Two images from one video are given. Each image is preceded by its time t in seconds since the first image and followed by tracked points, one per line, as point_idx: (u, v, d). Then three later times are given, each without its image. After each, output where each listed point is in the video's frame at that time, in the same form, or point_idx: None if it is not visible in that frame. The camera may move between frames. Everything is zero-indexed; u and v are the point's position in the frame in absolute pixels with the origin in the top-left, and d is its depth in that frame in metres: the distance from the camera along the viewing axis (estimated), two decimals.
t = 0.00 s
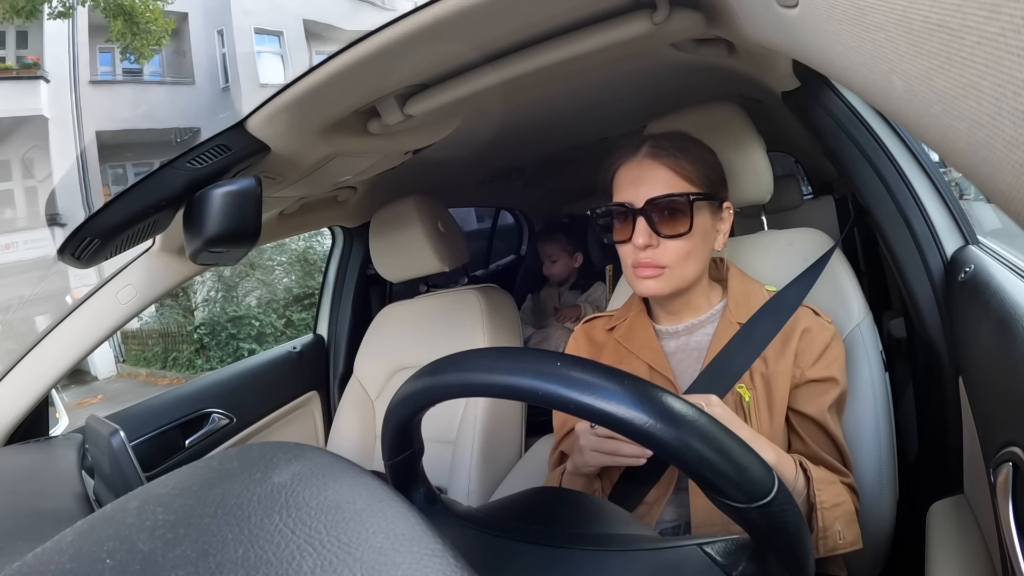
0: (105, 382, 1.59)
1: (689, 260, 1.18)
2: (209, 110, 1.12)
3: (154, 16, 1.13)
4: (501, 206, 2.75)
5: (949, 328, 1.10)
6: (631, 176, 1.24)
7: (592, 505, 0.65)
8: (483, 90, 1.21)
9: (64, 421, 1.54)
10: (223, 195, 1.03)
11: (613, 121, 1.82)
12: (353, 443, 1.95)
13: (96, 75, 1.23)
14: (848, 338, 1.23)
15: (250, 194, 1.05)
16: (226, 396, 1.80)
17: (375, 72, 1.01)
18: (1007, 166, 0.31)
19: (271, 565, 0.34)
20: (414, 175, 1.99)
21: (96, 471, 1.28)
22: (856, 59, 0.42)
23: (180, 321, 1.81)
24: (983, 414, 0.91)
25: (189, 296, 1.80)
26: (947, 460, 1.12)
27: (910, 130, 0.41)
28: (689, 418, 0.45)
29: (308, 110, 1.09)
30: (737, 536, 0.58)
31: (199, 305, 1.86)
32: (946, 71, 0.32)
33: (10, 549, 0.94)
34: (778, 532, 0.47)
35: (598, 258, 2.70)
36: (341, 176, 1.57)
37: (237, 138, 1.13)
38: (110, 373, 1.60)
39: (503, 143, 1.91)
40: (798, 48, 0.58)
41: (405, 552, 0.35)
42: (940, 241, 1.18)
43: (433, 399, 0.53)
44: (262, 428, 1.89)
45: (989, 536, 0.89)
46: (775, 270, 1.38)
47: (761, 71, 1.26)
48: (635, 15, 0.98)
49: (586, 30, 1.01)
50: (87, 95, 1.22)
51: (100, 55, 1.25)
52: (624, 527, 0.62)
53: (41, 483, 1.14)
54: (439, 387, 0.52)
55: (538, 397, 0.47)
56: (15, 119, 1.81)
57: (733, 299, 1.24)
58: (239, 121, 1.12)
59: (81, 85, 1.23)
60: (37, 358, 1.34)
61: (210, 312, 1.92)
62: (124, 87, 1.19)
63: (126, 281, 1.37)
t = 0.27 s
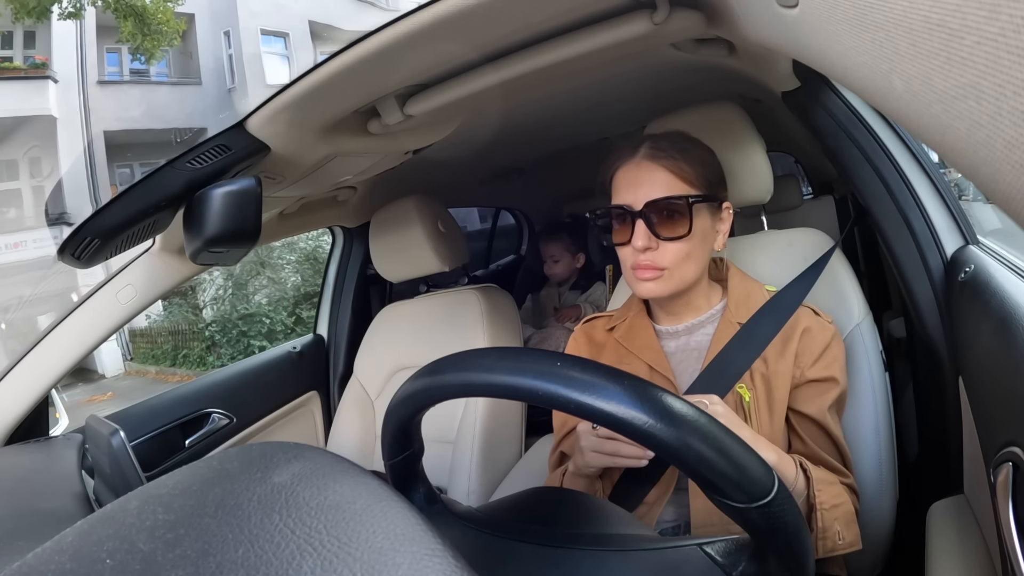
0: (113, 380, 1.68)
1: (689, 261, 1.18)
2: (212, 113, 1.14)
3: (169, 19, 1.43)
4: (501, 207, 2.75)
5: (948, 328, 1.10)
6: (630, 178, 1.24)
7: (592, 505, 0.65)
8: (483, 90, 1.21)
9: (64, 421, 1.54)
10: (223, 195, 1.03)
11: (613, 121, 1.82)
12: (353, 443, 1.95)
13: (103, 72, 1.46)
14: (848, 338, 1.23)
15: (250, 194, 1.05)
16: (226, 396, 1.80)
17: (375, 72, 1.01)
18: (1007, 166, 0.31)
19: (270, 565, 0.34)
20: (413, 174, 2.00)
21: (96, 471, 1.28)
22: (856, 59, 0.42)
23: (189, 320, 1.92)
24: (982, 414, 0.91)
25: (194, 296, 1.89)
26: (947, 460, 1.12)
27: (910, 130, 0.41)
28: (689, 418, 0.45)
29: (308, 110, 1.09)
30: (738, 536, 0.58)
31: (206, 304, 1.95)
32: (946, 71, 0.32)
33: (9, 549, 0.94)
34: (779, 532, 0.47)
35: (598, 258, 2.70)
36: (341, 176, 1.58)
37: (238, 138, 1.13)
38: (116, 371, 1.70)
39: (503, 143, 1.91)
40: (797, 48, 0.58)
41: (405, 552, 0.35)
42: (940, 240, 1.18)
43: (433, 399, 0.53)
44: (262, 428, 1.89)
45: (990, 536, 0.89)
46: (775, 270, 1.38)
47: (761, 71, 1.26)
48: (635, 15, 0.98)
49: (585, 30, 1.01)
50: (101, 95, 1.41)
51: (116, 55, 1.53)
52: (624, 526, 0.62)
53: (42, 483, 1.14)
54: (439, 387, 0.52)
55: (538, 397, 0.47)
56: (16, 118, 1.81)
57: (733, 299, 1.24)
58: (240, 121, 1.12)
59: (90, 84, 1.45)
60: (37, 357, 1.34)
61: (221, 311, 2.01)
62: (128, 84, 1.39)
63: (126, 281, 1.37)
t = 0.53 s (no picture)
0: (123, 378, 1.72)
1: (689, 268, 1.18)
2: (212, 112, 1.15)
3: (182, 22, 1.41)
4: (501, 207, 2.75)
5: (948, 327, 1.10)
6: (631, 183, 1.23)
7: (592, 505, 0.65)
8: (483, 90, 1.21)
9: (64, 422, 1.54)
10: (223, 195, 1.03)
11: (613, 121, 1.82)
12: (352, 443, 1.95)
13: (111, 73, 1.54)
14: (848, 338, 1.23)
15: (251, 194, 1.05)
16: (226, 396, 1.80)
17: (375, 72, 1.01)
18: (1007, 165, 0.31)
19: (270, 565, 0.34)
20: (413, 175, 2.00)
21: (96, 471, 1.28)
22: (857, 60, 0.42)
23: (200, 319, 2.03)
24: (982, 414, 0.91)
25: (201, 296, 2.00)
26: (947, 460, 1.12)
27: (910, 130, 0.41)
28: (689, 417, 0.45)
29: (308, 111, 1.09)
30: (738, 536, 0.58)
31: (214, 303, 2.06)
32: (946, 71, 0.32)
33: (9, 549, 0.94)
34: (778, 531, 0.47)
35: (598, 258, 2.70)
36: (341, 176, 1.57)
37: (238, 138, 1.13)
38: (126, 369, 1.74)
39: (503, 143, 1.91)
40: (797, 48, 0.58)
41: (405, 552, 0.35)
42: (940, 240, 1.18)
43: (433, 399, 0.53)
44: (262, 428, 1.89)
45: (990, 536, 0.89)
46: (774, 270, 1.38)
47: (761, 71, 1.26)
48: (635, 15, 0.98)
49: (586, 31, 1.01)
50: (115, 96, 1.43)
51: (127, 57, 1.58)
52: (624, 527, 0.62)
53: (42, 483, 1.14)
54: (439, 387, 0.52)
55: (538, 397, 0.47)
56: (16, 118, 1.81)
57: (733, 299, 1.24)
58: (240, 121, 1.12)
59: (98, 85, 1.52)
60: (37, 357, 1.34)
61: (230, 309, 2.11)
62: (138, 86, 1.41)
63: (126, 281, 1.37)
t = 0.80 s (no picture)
0: (130, 376, 1.76)
1: (684, 275, 1.18)
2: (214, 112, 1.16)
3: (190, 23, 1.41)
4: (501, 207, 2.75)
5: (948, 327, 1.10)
6: (625, 189, 1.22)
7: (593, 505, 0.65)
8: (483, 90, 1.21)
9: (64, 421, 1.55)
10: (223, 195, 1.03)
11: (613, 121, 1.82)
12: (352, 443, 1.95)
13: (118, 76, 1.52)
14: (848, 338, 1.23)
15: (250, 194, 1.05)
16: (226, 396, 1.80)
17: (375, 72, 1.01)
18: (1008, 165, 0.31)
19: (270, 565, 0.34)
20: (413, 175, 2.00)
21: (96, 470, 1.28)
22: (856, 60, 0.42)
23: (208, 317, 2.03)
24: (982, 414, 0.91)
25: (206, 296, 1.99)
26: (947, 460, 1.12)
27: (910, 131, 0.41)
28: (690, 418, 0.45)
29: (308, 111, 1.09)
30: (737, 535, 0.58)
31: (221, 302, 2.06)
32: (946, 71, 0.32)
33: (9, 549, 0.94)
34: (778, 531, 0.47)
35: (598, 258, 2.70)
36: (341, 176, 1.57)
37: (238, 138, 1.13)
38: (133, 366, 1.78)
39: (503, 143, 1.91)
40: (797, 48, 0.58)
41: (405, 553, 0.35)
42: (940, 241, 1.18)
43: (433, 399, 0.53)
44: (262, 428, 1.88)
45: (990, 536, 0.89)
46: (774, 270, 1.38)
47: (761, 71, 1.26)
48: (635, 15, 0.97)
49: (587, 30, 1.01)
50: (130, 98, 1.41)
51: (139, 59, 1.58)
52: (624, 526, 0.62)
53: (42, 483, 1.14)
54: (439, 387, 0.52)
55: (538, 397, 0.47)
56: (20, 119, 1.77)
57: (733, 299, 1.24)
58: (240, 121, 1.12)
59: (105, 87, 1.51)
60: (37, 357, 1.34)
61: (239, 307, 2.11)
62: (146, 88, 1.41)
63: (126, 281, 1.37)
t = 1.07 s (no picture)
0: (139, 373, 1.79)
1: (686, 267, 1.18)
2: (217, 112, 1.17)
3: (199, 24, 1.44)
4: (501, 207, 2.75)
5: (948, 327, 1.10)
6: (624, 183, 1.24)
7: (593, 505, 0.65)
8: (484, 90, 1.21)
9: (64, 422, 1.54)
10: (223, 195, 1.03)
11: (613, 121, 1.82)
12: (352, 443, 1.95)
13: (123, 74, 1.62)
14: (848, 338, 1.23)
15: (250, 194, 1.05)
16: (226, 396, 1.80)
17: (375, 72, 1.01)
18: (1007, 165, 0.31)
19: (270, 565, 0.34)
20: (413, 175, 2.00)
21: (96, 471, 1.27)
22: (856, 59, 0.42)
23: (216, 316, 2.01)
24: (983, 414, 0.91)
25: (215, 296, 1.97)
26: (947, 460, 1.12)
27: (911, 130, 0.41)
28: (690, 418, 0.45)
29: (308, 111, 1.08)
30: (737, 535, 0.57)
31: (231, 301, 2.03)
32: (945, 70, 0.32)
33: (9, 550, 0.94)
34: (778, 532, 0.47)
35: (598, 258, 2.70)
36: (341, 176, 1.57)
37: (238, 138, 1.13)
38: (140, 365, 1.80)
39: (503, 143, 1.91)
40: (797, 48, 0.59)
41: (404, 553, 0.35)
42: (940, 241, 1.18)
43: (433, 399, 0.53)
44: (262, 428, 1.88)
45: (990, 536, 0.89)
46: (774, 269, 1.38)
47: (761, 71, 1.26)
48: (635, 15, 0.98)
49: (587, 30, 1.01)
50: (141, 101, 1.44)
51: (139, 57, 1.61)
52: (624, 526, 0.62)
53: (42, 483, 1.14)
54: (439, 387, 0.52)
55: (538, 397, 0.47)
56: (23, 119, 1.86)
57: (733, 298, 1.24)
58: (240, 121, 1.12)
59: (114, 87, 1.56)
60: (37, 357, 1.34)
61: (249, 305, 2.09)
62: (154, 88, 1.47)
63: (126, 281, 1.37)
